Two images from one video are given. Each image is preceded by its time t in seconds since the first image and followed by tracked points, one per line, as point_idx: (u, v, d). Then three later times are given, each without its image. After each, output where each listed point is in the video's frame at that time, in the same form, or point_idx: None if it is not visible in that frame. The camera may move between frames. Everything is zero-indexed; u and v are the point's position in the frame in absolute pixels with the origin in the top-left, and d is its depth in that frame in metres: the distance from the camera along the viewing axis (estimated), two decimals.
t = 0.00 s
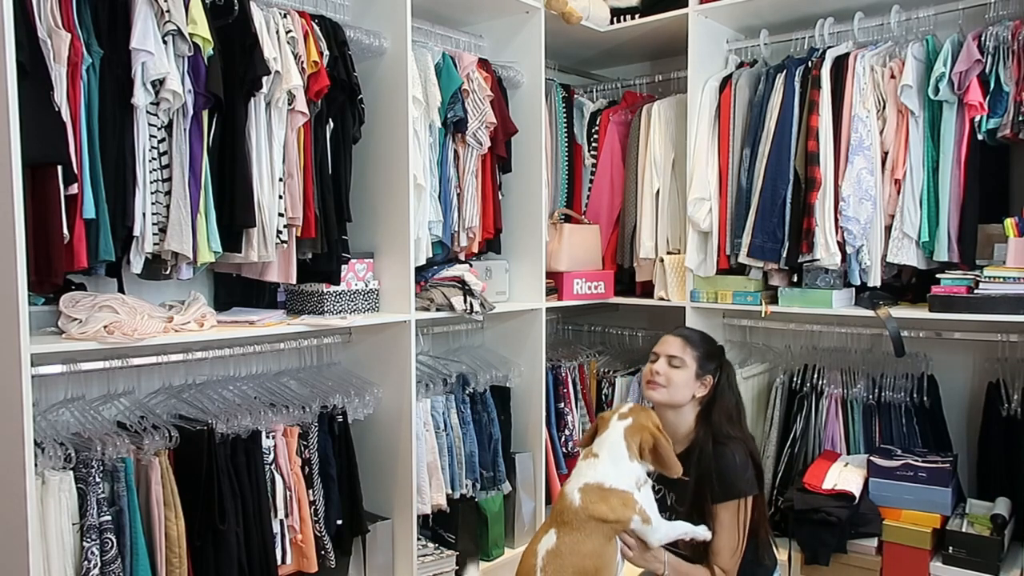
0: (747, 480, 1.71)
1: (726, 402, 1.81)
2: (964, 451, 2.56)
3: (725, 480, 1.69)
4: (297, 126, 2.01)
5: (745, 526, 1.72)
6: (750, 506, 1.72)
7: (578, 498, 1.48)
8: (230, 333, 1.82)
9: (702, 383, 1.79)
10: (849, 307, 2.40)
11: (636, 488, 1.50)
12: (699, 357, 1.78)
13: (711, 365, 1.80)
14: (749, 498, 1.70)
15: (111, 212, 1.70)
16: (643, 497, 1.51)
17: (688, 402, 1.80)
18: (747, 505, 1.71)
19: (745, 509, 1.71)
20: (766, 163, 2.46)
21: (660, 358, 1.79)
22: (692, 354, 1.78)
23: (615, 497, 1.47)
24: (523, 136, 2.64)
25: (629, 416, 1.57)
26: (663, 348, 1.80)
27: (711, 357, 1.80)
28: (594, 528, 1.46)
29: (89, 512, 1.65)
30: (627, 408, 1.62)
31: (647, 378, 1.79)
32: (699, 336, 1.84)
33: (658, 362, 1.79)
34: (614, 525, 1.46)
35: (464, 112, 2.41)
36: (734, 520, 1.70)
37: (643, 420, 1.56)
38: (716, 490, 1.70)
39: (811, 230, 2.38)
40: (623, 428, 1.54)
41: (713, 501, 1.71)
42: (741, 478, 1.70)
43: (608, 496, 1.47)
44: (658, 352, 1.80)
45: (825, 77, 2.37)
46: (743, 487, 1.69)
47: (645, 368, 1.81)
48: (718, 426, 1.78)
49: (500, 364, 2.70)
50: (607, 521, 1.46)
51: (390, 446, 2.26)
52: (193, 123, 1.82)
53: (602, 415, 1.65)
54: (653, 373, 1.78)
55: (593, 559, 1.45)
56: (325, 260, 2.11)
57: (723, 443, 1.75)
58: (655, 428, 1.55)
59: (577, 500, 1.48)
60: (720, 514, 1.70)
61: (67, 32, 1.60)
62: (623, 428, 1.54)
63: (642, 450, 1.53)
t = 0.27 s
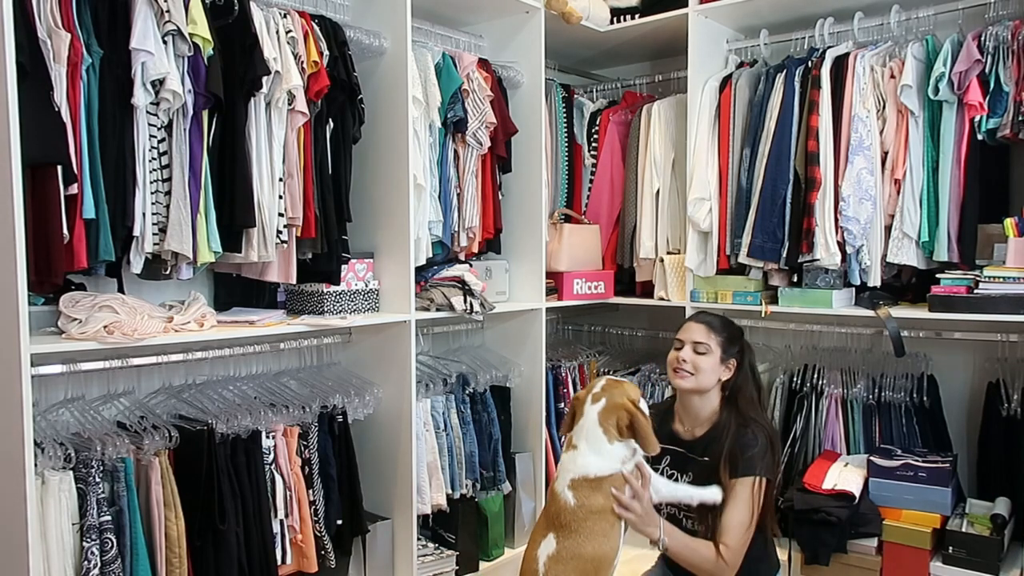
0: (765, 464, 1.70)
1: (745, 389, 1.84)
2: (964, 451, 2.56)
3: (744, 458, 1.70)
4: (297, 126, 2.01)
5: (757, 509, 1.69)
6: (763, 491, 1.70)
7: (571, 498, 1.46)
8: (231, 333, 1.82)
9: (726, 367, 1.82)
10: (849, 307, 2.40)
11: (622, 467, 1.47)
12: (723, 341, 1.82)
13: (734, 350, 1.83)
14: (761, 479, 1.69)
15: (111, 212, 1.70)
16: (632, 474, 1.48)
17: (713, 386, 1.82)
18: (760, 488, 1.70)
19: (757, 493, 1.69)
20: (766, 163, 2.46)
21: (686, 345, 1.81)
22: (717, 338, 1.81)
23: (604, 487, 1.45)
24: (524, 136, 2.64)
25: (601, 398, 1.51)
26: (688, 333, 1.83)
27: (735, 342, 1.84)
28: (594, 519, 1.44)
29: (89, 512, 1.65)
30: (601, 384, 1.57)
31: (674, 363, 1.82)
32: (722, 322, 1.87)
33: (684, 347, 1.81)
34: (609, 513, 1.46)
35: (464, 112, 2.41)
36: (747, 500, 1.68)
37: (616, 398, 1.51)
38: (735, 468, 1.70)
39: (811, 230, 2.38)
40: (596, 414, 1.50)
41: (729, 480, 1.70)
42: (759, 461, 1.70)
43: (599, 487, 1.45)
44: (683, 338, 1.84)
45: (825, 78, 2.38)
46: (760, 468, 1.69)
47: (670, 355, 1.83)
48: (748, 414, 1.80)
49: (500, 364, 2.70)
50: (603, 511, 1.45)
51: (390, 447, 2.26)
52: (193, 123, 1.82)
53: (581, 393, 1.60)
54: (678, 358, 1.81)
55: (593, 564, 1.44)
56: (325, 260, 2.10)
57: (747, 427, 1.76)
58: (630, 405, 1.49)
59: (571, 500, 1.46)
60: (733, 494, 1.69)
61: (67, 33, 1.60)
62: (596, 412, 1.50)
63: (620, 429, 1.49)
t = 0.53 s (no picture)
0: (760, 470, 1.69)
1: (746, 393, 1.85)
2: (964, 451, 2.56)
3: (737, 462, 1.69)
4: (297, 126, 2.01)
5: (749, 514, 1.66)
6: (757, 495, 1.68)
7: (564, 489, 1.48)
8: (230, 333, 1.82)
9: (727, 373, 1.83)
10: (849, 307, 2.40)
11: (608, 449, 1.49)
12: (724, 346, 1.83)
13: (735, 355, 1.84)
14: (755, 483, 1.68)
15: (111, 212, 1.70)
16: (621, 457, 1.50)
17: (713, 391, 1.82)
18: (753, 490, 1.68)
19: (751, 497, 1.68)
20: (766, 163, 2.46)
21: (687, 347, 1.82)
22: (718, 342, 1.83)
23: (597, 472, 1.48)
24: (524, 136, 2.64)
25: (572, 394, 1.51)
26: (690, 337, 1.84)
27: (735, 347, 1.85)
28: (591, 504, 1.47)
29: (89, 512, 1.65)
30: (575, 375, 1.56)
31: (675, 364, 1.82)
32: (725, 327, 1.89)
33: (685, 350, 1.82)
34: (606, 497, 1.48)
35: (464, 112, 2.41)
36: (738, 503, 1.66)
37: (586, 394, 1.50)
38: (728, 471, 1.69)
39: (811, 230, 2.38)
40: (570, 412, 1.50)
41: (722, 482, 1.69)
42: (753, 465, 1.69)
43: (592, 476, 1.48)
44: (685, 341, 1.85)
45: (825, 77, 2.37)
46: (754, 472, 1.68)
47: (671, 357, 1.84)
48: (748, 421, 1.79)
49: (500, 364, 2.70)
50: (599, 497, 1.48)
51: (390, 447, 2.26)
52: (193, 123, 1.82)
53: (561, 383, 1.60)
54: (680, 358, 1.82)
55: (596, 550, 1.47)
56: (325, 260, 2.11)
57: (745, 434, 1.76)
58: (599, 399, 1.47)
59: (565, 490, 1.48)
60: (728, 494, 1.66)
61: (67, 33, 1.60)
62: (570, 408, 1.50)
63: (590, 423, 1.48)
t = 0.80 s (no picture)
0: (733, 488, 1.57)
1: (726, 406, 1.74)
2: (964, 452, 2.56)
3: (711, 482, 1.57)
4: (297, 126, 2.01)
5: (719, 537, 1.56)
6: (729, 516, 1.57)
7: (561, 486, 1.48)
8: (230, 333, 1.82)
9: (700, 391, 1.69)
10: (849, 307, 2.40)
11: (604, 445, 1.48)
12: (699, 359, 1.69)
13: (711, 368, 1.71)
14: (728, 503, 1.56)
15: (111, 212, 1.70)
16: (619, 453, 1.49)
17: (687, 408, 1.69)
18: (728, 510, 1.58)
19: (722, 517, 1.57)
20: (766, 163, 2.46)
21: (661, 360, 1.68)
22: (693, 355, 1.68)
23: (594, 469, 1.47)
24: (523, 136, 2.64)
25: (563, 391, 1.50)
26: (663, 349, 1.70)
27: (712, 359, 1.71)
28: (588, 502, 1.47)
29: (89, 512, 1.65)
30: (566, 372, 1.54)
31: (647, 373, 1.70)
32: (702, 342, 1.74)
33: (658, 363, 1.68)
34: (604, 493, 1.47)
35: (464, 112, 2.41)
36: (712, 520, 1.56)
37: (577, 392, 1.48)
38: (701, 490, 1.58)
39: (811, 230, 2.38)
40: (563, 410, 1.50)
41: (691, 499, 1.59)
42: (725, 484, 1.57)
43: (589, 473, 1.47)
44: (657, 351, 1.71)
45: (825, 77, 2.37)
46: (726, 492, 1.56)
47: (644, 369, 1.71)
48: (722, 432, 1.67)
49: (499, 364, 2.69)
50: (597, 493, 1.47)
51: (390, 447, 2.26)
52: (193, 123, 1.82)
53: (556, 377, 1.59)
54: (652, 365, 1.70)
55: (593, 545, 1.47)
56: (325, 260, 2.10)
57: (720, 449, 1.63)
58: (587, 396, 1.46)
59: (561, 487, 1.48)
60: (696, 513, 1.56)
61: (67, 33, 1.60)
62: (561, 405, 1.49)
63: (581, 421, 1.46)
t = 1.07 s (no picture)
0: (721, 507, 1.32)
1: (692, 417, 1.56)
2: (964, 452, 2.56)
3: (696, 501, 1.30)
4: (297, 126, 2.01)
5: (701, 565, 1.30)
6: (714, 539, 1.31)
7: (566, 486, 1.26)
8: (231, 333, 1.82)
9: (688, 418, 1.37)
10: (849, 307, 2.40)
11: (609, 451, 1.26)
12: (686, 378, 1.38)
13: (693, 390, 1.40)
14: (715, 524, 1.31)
15: (111, 212, 1.70)
16: (625, 459, 1.26)
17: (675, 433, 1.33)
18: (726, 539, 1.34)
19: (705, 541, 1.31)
20: (766, 163, 2.46)
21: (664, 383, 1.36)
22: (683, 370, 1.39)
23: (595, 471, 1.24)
24: (523, 136, 2.64)
25: (567, 389, 1.28)
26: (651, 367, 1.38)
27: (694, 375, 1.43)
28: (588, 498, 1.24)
29: (89, 512, 1.65)
30: (575, 370, 1.31)
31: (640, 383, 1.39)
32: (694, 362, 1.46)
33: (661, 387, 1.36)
34: (611, 496, 1.25)
35: (464, 112, 2.41)
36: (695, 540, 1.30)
37: (578, 393, 1.26)
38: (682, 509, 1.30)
39: (811, 230, 2.37)
40: (564, 407, 1.28)
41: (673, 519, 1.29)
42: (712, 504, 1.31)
43: (592, 473, 1.25)
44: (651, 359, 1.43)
45: (825, 77, 2.38)
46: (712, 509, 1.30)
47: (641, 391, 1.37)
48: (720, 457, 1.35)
49: (499, 364, 2.70)
50: (602, 495, 1.24)
51: (390, 447, 2.26)
52: (193, 123, 1.82)
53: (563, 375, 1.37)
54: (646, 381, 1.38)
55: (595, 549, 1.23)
56: (325, 260, 2.11)
57: (708, 469, 1.32)
58: (591, 399, 1.24)
59: (566, 489, 1.26)
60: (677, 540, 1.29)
61: (67, 33, 1.60)
62: (562, 403, 1.28)
63: (582, 422, 1.25)
